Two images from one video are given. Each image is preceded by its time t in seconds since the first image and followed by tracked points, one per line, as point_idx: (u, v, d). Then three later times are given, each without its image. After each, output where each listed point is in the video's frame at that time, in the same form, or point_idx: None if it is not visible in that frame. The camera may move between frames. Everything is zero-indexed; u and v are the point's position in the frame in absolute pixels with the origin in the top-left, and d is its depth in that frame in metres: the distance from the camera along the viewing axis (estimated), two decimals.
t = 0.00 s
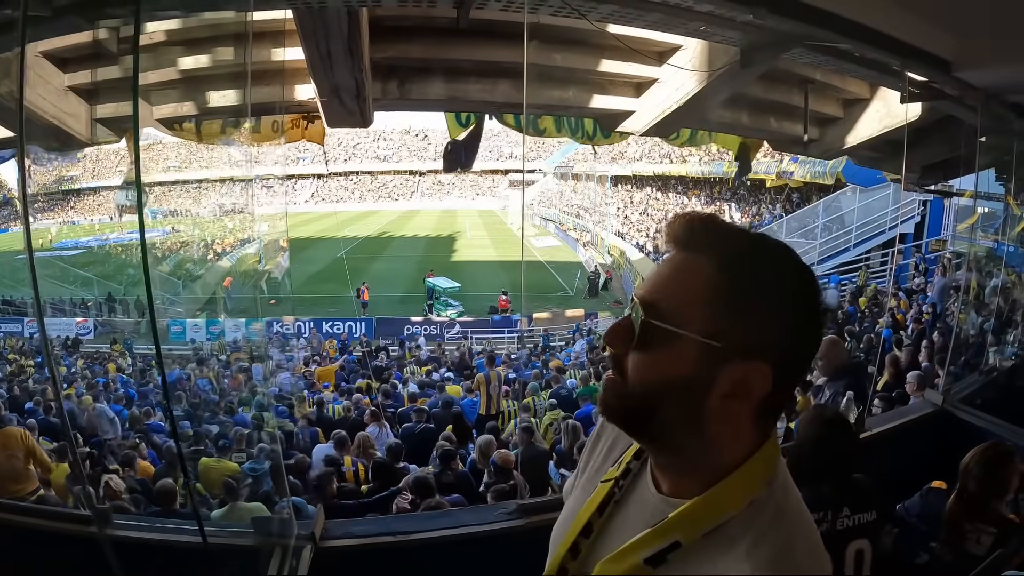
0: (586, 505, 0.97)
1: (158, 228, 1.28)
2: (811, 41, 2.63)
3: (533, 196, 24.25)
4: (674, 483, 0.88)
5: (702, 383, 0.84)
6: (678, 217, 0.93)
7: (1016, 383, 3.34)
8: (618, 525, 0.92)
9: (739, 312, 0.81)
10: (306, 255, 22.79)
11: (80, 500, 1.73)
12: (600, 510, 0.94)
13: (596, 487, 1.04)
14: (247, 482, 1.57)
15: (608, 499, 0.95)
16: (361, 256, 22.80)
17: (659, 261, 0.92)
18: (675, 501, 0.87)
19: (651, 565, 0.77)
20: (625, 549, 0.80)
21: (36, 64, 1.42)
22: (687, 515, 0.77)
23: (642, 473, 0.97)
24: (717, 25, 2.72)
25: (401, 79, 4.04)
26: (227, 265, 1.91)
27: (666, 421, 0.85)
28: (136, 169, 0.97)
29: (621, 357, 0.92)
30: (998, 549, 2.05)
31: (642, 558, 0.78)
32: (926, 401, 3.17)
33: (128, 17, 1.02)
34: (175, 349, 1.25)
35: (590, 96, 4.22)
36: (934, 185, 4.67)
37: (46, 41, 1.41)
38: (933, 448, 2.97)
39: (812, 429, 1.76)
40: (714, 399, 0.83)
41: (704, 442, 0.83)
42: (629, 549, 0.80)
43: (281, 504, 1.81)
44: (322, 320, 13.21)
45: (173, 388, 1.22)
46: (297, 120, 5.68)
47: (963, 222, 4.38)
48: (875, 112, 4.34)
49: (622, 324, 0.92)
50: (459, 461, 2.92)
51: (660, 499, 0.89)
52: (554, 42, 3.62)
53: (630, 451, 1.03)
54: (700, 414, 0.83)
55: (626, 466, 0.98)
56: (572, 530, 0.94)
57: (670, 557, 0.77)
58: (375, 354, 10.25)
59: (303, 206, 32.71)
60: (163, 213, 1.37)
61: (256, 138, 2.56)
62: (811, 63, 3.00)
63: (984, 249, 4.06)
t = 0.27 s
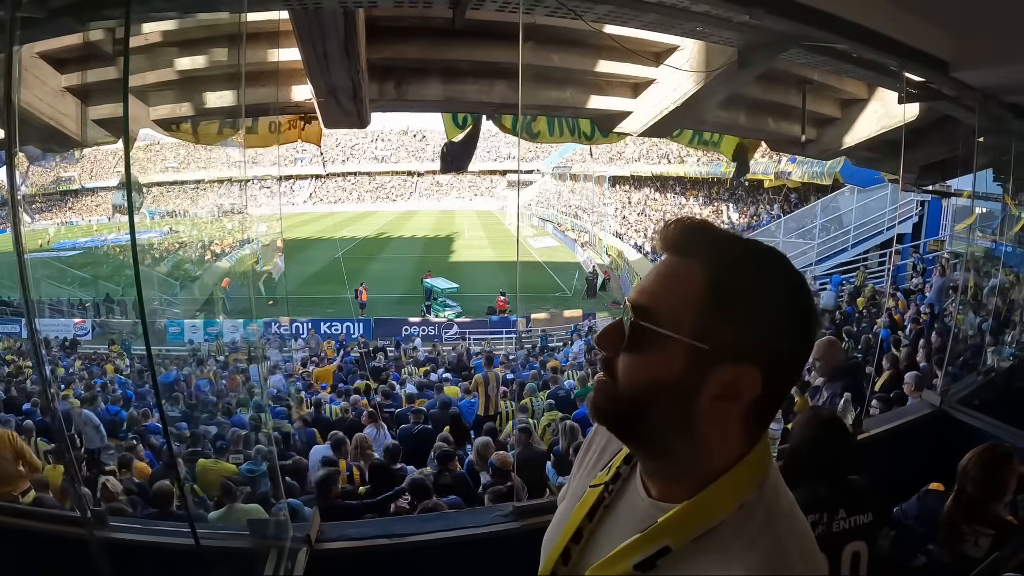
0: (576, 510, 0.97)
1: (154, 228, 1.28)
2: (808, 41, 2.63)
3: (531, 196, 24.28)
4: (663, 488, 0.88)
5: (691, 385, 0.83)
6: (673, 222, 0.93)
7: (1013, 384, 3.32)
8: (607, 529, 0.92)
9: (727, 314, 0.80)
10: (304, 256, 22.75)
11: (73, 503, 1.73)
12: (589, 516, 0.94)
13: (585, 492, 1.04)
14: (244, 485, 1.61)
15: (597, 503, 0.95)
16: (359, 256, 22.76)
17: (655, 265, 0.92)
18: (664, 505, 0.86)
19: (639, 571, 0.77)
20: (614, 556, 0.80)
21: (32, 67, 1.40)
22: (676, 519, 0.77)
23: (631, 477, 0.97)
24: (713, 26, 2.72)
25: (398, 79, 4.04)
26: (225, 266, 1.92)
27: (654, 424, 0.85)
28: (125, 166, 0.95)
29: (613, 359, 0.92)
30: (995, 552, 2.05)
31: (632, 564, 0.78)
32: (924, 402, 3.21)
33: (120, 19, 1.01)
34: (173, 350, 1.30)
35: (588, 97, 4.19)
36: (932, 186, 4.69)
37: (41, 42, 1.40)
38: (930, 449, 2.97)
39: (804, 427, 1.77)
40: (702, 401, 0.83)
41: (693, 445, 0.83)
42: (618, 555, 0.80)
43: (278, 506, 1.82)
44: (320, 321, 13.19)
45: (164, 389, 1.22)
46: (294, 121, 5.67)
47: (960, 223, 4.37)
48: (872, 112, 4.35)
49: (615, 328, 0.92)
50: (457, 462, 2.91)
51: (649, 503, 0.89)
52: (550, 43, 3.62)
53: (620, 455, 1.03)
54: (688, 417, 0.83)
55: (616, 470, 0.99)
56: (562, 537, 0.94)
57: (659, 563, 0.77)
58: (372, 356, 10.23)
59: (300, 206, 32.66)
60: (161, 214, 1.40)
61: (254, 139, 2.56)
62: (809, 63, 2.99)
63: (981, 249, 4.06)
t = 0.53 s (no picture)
0: (571, 510, 0.98)
1: (151, 229, 1.28)
2: (804, 42, 2.63)
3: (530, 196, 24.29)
4: (659, 488, 0.88)
5: (691, 388, 0.82)
6: (674, 228, 0.93)
7: (1010, 386, 3.28)
8: (602, 529, 0.92)
9: (729, 317, 0.80)
10: (303, 256, 22.74)
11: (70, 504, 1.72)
12: (585, 515, 0.94)
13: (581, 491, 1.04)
14: (241, 486, 1.61)
15: (593, 503, 0.96)
16: (358, 256, 22.77)
17: (656, 270, 0.93)
18: (660, 505, 0.87)
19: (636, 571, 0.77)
20: (611, 555, 0.80)
21: (29, 68, 1.41)
22: (672, 519, 0.77)
23: (627, 476, 0.97)
24: (709, 27, 2.72)
25: (395, 80, 4.05)
26: (224, 267, 1.92)
27: (654, 427, 0.84)
28: (116, 169, 0.96)
29: (612, 362, 0.92)
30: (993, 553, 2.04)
31: (628, 564, 0.78)
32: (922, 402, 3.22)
33: (113, 23, 1.01)
34: (171, 350, 1.31)
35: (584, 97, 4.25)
36: (931, 187, 4.76)
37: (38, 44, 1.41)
38: (928, 450, 2.98)
39: (802, 428, 1.77)
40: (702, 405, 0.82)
41: (691, 448, 0.83)
42: (615, 555, 0.80)
43: (275, 506, 1.82)
44: (318, 321, 13.19)
45: (159, 390, 1.23)
46: (292, 122, 5.66)
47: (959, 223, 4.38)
48: (869, 112, 4.35)
49: (614, 331, 0.92)
50: (455, 463, 2.92)
51: (645, 502, 0.89)
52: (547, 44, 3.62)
53: (615, 455, 1.03)
54: (688, 419, 0.82)
55: (611, 470, 0.99)
56: (558, 536, 0.95)
57: (655, 562, 0.77)
58: (371, 356, 10.24)
59: (299, 206, 32.66)
60: (160, 215, 1.41)
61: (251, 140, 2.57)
62: (805, 64, 2.99)
63: (980, 248, 4.06)
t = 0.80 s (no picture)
0: (571, 510, 0.98)
1: (150, 230, 1.29)
2: (801, 43, 2.64)
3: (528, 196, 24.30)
4: (658, 489, 0.88)
5: (692, 394, 0.83)
6: (671, 232, 0.93)
7: (1008, 385, 3.29)
8: (602, 529, 0.92)
9: (731, 321, 0.81)
10: (301, 257, 22.72)
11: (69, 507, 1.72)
12: (585, 515, 0.95)
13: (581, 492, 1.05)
14: (240, 488, 1.62)
15: (593, 503, 0.96)
16: (357, 257, 22.77)
17: (653, 273, 0.93)
18: (660, 504, 0.87)
19: (635, 570, 0.77)
20: (610, 553, 0.80)
21: (27, 71, 1.40)
22: (672, 518, 0.77)
23: (627, 477, 0.98)
24: (707, 28, 2.73)
25: (394, 82, 4.05)
26: (223, 268, 1.93)
27: (656, 432, 0.84)
28: (115, 170, 0.95)
29: (611, 366, 0.91)
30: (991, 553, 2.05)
31: (627, 562, 0.78)
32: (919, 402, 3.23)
33: (111, 26, 1.01)
34: (171, 351, 1.32)
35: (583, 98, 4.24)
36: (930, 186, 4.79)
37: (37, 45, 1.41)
38: (927, 449, 2.99)
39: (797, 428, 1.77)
40: (703, 409, 0.83)
41: (692, 451, 0.83)
42: (614, 553, 0.80)
43: (274, 509, 1.82)
44: (317, 322, 13.18)
45: (158, 392, 1.23)
46: (289, 123, 5.66)
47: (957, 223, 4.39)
48: (867, 112, 4.36)
49: (613, 335, 0.91)
50: (454, 464, 2.92)
51: (645, 503, 0.89)
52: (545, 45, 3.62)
53: (615, 456, 1.03)
54: (690, 423, 0.82)
55: (611, 471, 0.99)
56: (558, 536, 0.94)
57: (654, 561, 0.77)
58: (370, 356, 10.24)
59: (298, 207, 32.64)
60: (159, 216, 1.41)
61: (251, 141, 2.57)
62: (803, 64, 3.00)
63: (978, 248, 4.07)
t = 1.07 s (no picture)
0: (572, 506, 0.98)
1: (149, 232, 1.29)
2: (799, 42, 2.64)
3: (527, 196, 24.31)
4: (658, 483, 0.89)
5: (692, 392, 0.83)
6: (669, 230, 0.93)
7: (1006, 383, 3.29)
8: (603, 524, 0.92)
9: (730, 320, 0.81)
10: (299, 258, 22.70)
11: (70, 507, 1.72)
12: (586, 510, 0.95)
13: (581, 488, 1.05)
14: (240, 488, 1.62)
15: (593, 499, 0.96)
16: (355, 258, 22.76)
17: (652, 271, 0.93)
18: (660, 499, 0.87)
19: (635, 562, 0.77)
20: (612, 547, 0.80)
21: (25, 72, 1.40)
22: (672, 510, 0.77)
23: (627, 473, 0.98)
24: (705, 28, 2.73)
25: (392, 82, 4.05)
26: (221, 269, 1.93)
27: (657, 430, 0.84)
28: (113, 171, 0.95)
29: (611, 365, 0.91)
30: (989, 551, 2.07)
31: (628, 556, 0.78)
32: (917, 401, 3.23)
33: (110, 27, 1.02)
34: (171, 353, 1.32)
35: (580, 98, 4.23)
36: (927, 184, 4.78)
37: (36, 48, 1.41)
38: (927, 448, 2.99)
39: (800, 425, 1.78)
40: (703, 406, 0.83)
41: (692, 448, 0.83)
42: (615, 547, 0.80)
43: (274, 509, 1.82)
44: (316, 323, 13.17)
45: (158, 394, 1.23)
46: (288, 124, 5.66)
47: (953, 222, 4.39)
48: (865, 111, 4.37)
49: (613, 335, 0.91)
50: (454, 463, 2.92)
51: (645, 498, 0.89)
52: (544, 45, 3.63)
53: (615, 452, 1.04)
54: (690, 421, 0.83)
55: (611, 467, 0.99)
56: (558, 532, 0.95)
57: (655, 554, 0.77)
58: (369, 357, 10.23)
59: (296, 208, 32.62)
60: (158, 217, 1.41)
61: (249, 142, 2.57)
62: (801, 64, 3.00)
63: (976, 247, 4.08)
